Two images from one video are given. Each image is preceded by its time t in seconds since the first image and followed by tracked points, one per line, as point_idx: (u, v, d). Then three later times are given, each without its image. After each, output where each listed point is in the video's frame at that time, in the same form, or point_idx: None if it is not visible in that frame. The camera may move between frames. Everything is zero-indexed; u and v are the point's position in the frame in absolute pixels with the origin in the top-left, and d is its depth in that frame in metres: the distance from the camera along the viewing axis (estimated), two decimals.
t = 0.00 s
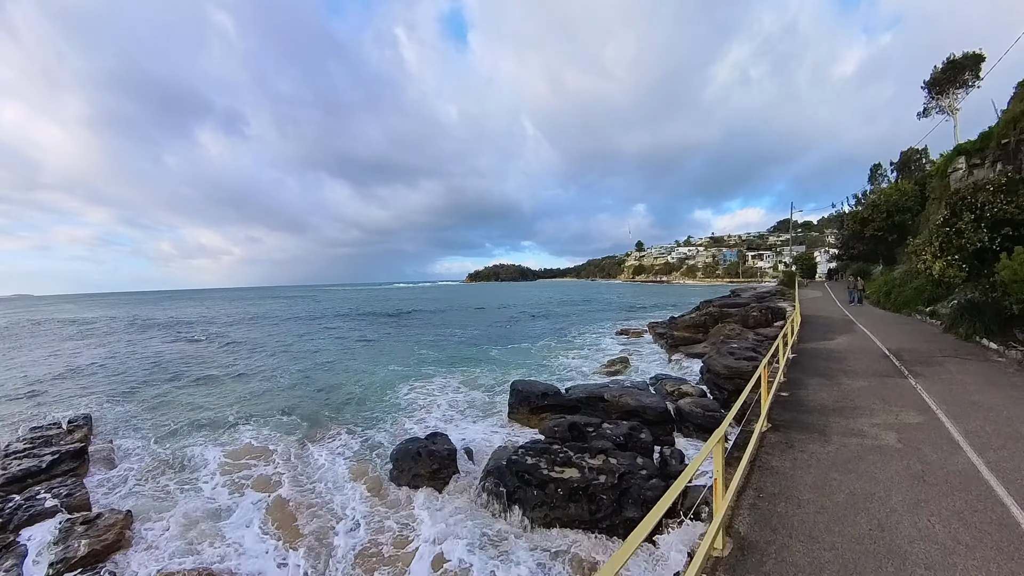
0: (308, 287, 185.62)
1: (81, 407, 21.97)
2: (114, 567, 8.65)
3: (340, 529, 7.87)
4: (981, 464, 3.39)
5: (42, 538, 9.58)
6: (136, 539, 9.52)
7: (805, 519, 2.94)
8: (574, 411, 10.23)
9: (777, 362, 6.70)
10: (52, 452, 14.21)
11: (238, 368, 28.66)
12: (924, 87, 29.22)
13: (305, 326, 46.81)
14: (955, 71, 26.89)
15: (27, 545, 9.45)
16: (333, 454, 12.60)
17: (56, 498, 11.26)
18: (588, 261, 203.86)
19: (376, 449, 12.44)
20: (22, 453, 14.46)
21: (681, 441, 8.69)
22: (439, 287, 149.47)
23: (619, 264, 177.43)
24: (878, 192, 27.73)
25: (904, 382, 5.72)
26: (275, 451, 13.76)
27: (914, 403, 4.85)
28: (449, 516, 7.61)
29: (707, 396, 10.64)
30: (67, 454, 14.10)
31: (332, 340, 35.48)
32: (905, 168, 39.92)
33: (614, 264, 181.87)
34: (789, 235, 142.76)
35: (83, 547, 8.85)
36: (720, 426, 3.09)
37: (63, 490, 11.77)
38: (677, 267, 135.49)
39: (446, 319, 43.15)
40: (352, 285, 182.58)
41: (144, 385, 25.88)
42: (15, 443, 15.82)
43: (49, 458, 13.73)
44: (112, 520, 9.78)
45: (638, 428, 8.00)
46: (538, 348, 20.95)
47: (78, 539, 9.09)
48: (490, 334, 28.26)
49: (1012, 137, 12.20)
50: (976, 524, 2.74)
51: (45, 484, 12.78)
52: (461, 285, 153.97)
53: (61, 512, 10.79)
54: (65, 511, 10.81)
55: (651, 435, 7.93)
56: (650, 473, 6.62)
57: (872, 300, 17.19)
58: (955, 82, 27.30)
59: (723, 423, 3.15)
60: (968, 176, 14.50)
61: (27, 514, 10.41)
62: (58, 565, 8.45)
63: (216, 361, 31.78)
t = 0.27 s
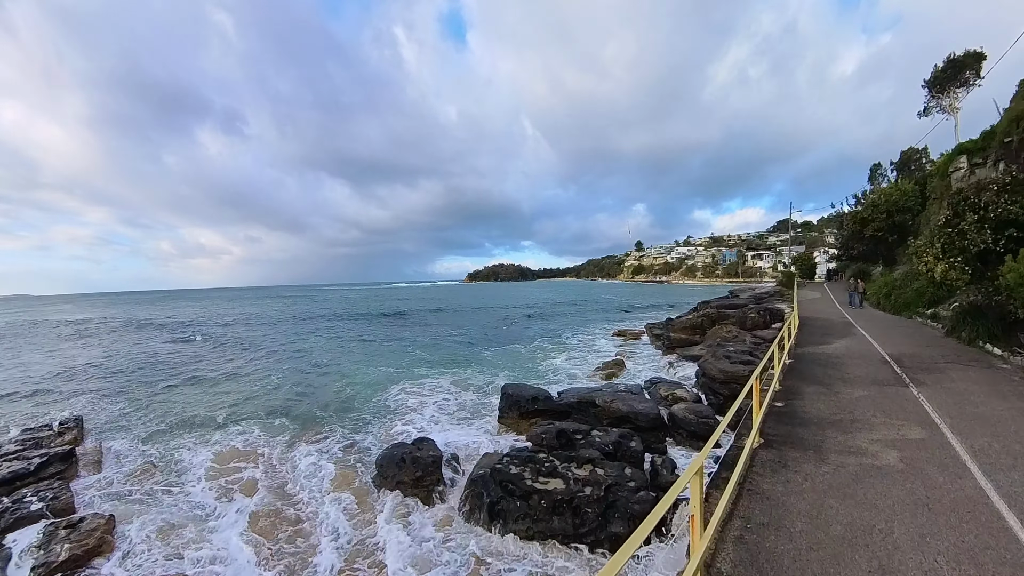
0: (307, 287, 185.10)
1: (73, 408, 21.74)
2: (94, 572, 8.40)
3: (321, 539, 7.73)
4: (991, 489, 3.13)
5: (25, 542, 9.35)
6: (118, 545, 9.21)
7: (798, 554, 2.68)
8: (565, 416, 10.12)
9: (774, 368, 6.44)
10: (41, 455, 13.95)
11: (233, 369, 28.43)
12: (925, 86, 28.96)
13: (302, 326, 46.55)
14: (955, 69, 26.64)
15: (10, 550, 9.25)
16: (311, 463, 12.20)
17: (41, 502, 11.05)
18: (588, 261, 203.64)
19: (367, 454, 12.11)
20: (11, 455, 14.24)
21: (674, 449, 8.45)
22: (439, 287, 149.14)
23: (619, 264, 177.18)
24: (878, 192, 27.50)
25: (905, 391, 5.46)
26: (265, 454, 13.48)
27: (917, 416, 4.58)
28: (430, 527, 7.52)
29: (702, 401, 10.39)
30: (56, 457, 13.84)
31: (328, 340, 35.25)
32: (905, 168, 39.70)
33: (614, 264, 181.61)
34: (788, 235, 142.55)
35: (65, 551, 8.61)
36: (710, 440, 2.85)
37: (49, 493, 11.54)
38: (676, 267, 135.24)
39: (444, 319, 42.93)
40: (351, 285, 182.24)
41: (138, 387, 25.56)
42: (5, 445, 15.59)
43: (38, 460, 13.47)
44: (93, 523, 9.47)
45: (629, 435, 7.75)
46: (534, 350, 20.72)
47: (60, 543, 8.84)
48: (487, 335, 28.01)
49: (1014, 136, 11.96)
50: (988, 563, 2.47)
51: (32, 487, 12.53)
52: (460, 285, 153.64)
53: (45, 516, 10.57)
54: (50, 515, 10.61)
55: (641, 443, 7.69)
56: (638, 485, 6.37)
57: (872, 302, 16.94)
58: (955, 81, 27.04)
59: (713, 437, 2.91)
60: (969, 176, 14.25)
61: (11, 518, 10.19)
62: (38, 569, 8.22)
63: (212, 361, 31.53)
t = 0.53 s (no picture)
0: (306, 287, 184.69)
1: (63, 408, 21.46)
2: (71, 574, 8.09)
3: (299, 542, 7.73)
4: (1009, 511, 2.80)
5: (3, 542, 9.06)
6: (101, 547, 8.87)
7: None
8: (556, 419, 9.86)
9: (770, 371, 6.12)
10: (27, 455, 13.63)
11: (227, 368, 28.15)
12: (925, 84, 28.64)
13: (299, 326, 46.27)
14: (956, 66, 26.33)
15: None
16: (294, 468, 11.80)
17: (21, 502, 10.80)
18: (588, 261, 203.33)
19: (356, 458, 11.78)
20: None
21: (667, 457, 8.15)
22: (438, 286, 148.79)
23: (619, 264, 176.84)
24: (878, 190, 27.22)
25: (911, 397, 5.12)
26: (252, 455, 13.15)
27: (925, 425, 4.24)
28: (409, 533, 7.42)
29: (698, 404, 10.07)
30: (42, 457, 13.51)
31: (324, 340, 34.97)
32: (905, 167, 39.42)
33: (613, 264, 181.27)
34: (788, 234, 142.27)
35: (43, 551, 8.32)
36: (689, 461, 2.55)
37: (32, 493, 11.24)
38: (676, 266, 134.89)
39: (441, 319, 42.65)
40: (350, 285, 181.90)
41: (130, 386, 25.17)
42: None
43: (23, 461, 13.14)
44: (71, 525, 9.17)
45: (620, 440, 7.46)
46: (530, 350, 20.43)
47: (38, 543, 8.54)
48: (483, 335, 27.72)
49: (1019, 131, 11.65)
50: None
51: (16, 487, 12.22)
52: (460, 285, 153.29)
53: (25, 517, 10.29)
54: (31, 516, 10.32)
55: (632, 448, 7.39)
56: (626, 495, 6.09)
57: (873, 301, 16.63)
58: (956, 78, 26.73)
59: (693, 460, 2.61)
60: (972, 173, 13.92)
61: None
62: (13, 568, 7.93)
63: (206, 361, 31.25)
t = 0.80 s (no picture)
0: (305, 287, 184.33)
1: (54, 408, 21.21)
2: None
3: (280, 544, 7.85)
4: None
5: None
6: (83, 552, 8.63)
7: None
8: (545, 424, 9.67)
9: (766, 379, 5.85)
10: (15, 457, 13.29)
11: (221, 368, 27.90)
12: (926, 82, 28.35)
13: (296, 326, 46.05)
14: (957, 65, 26.03)
15: None
16: (279, 471, 11.64)
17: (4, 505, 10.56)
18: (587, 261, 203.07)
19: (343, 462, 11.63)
20: None
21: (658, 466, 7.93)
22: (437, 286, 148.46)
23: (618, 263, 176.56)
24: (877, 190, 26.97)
25: (914, 408, 4.84)
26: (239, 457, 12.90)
27: (930, 441, 3.95)
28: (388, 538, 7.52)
29: (693, 409, 9.83)
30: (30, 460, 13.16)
31: (320, 341, 34.71)
32: (906, 166, 39.14)
33: (613, 264, 181.01)
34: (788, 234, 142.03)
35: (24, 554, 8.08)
36: (660, 500, 2.31)
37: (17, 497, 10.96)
38: (676, 266, 134.63)
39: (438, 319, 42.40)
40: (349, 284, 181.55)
41: (124, 386, 24.91)
42: None
43: (10, 463, 12.80)
44: (56, 528, 8.94)
45: (609, 448, 7.21)
46: (525, 352, 20.20)
47: (19, 547, 8.30)
48: (479, 336, 27.47)
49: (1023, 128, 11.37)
50: None
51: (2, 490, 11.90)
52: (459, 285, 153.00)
53: (8, 520, 10.04)
54: (14, 518, 10.11)
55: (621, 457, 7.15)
56: (612, 508, 5.88)
57: (873, 303, 16.37)
58: (956, 77, 26.45)
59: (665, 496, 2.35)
60: (975, 172, 13.63)
61: None
62: None
63: (201, 361, 30.98)
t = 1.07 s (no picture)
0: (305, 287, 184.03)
1: (45, 407, 20.99)
2: None
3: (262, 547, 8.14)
4: None
5: None
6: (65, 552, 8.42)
7: None
8: (532, 426, 9.68)
9: (758, 382, 5.57)
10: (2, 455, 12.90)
11: (215, 367, 27.69)
12: (926, 80, 28.05)
13: (293, 325, 45.83)
14: (958, 62, 25.75)
15: None
16: (262, 471, 11.50)
17: None
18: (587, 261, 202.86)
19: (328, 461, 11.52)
20: None
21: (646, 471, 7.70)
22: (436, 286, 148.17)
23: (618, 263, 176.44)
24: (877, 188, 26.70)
25: (915, 415, 4.54)
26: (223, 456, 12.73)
27: (932, 453, 3.65)
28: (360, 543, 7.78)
29: (685, 412, 9.58)
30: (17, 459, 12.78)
31: (316, 340, 34.47)
32: (905, 166, 38.89)
33: (612, 263, 180.79)
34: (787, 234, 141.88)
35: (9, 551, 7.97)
36: (622, 516, 2.07)
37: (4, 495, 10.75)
38: (676, 266, 134.34)
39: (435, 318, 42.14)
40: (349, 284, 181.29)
41: (117, 385, 24.63)
42: None
43: None
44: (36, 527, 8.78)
45: (594, 453, 7.02)
46: (520, 352, 19.98)
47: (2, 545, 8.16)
48: (475, 335, 27.23)
49: None
50: None
51: None
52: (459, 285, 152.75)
53: None
54: None
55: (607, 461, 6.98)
56: (593, 517, 5.69)
57: (872, 302, 16.09)
58: (957, 74, 26.16)
59: (624, 511, 2.15)
60: (976, 169, 13.36)
61: None
62: None
63: (196, 360, 30.76)
